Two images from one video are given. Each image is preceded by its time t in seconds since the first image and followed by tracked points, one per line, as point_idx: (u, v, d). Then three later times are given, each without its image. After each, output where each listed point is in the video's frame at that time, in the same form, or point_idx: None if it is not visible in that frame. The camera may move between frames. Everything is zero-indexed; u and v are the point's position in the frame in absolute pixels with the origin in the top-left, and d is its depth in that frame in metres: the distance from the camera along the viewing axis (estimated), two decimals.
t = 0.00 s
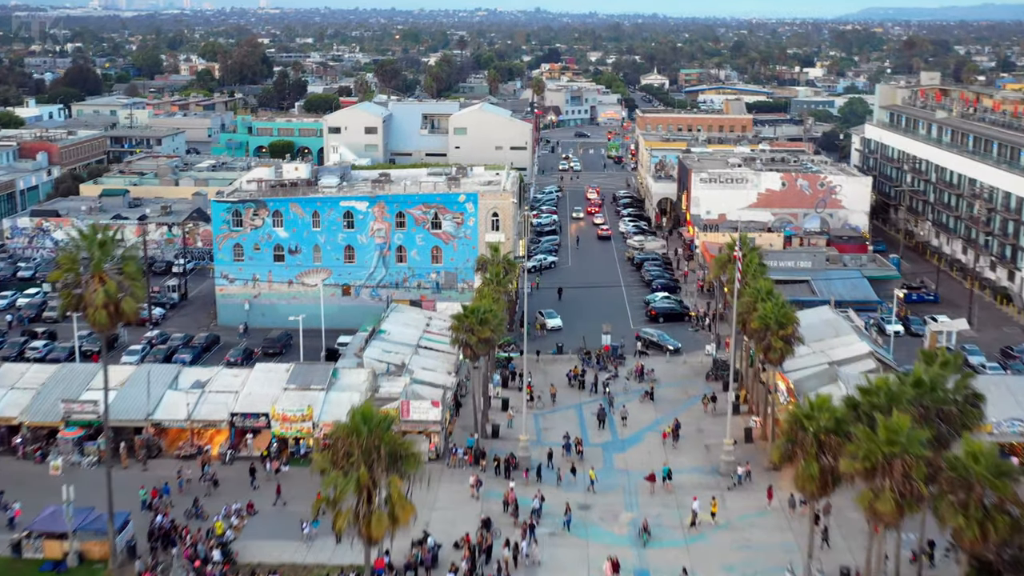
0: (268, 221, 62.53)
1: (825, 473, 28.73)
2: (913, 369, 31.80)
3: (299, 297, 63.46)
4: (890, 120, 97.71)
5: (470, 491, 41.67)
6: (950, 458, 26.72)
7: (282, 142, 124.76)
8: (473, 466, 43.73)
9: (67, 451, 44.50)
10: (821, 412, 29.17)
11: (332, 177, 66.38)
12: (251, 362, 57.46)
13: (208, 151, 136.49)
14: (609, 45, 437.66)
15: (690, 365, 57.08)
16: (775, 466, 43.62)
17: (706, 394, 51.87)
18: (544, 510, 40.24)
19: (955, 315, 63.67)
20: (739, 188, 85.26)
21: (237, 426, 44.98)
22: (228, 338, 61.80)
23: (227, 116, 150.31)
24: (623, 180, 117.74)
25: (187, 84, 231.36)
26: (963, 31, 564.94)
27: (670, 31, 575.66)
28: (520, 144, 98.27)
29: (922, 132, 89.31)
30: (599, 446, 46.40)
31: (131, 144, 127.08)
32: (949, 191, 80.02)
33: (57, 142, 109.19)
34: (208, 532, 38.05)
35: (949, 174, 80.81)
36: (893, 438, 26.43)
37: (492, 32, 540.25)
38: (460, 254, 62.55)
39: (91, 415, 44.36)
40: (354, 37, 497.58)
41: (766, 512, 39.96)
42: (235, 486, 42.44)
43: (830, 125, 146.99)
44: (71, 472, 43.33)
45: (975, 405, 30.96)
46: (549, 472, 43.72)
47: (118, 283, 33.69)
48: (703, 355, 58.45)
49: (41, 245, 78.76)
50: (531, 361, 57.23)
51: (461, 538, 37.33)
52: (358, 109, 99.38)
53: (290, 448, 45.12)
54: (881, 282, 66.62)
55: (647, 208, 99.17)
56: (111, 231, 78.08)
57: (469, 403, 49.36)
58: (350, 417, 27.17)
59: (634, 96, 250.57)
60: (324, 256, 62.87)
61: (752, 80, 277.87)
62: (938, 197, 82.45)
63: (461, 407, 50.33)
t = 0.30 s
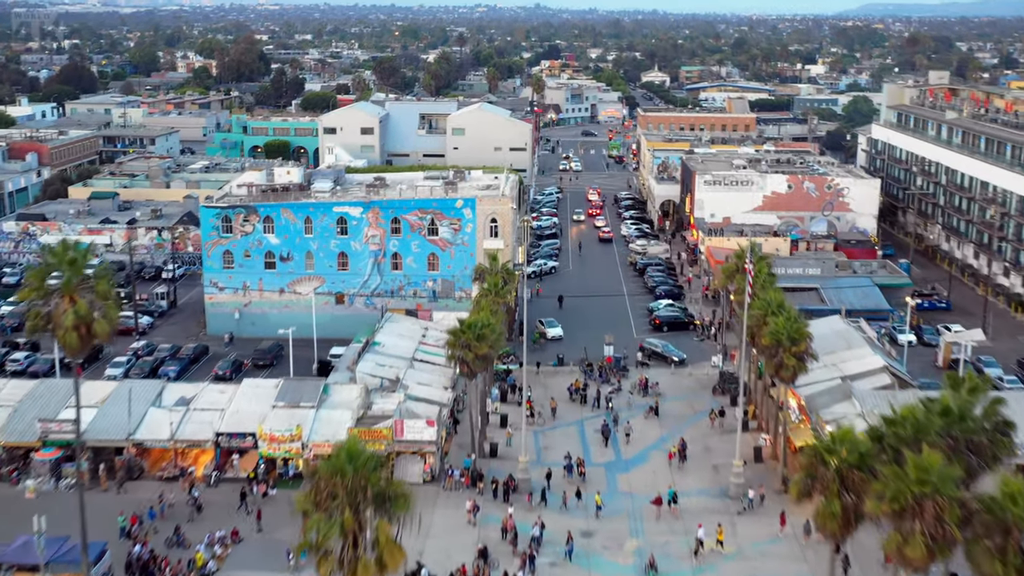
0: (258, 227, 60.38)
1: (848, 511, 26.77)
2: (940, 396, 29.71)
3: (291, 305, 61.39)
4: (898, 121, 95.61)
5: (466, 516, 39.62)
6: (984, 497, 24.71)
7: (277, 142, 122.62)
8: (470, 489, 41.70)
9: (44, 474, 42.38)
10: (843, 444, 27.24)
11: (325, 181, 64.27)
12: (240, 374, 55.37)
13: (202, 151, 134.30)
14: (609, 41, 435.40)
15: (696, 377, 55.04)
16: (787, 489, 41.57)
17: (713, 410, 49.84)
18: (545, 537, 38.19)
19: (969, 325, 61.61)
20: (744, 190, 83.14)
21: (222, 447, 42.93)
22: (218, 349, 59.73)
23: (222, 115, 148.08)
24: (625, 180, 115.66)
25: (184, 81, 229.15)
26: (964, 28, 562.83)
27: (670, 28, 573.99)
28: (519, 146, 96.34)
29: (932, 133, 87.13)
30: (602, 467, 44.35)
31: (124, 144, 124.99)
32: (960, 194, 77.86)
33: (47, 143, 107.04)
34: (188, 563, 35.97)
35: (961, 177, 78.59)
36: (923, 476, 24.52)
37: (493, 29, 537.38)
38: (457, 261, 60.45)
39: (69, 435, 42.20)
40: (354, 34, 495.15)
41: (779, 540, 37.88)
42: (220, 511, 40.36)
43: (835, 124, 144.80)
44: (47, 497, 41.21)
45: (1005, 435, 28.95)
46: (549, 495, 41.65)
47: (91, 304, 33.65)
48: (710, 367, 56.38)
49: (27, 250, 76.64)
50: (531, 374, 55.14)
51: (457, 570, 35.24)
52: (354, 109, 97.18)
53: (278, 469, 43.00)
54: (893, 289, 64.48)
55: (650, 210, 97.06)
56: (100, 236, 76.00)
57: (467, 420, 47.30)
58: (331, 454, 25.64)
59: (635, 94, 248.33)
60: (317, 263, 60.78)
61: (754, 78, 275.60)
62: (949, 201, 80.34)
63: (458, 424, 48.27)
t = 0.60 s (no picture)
0: (248, 234, 58.36)
1: (875, 556, 24.79)
2: (969, 428, 27.87)
3: (281, 314, 59.31)
4: (906, 121, 93.53)
5: (463, 545, 37.61)
6: None
7: (272, 142, 120.43)
8: (467, 515, 39.68)
9: (19, 498, 40.32)
10: (868, 483, 25.26)
11: (318, 186, 62.19)
12: (228, 388, 53.27)
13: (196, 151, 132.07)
14: (609, 38, 432.50)
15: (702, 391, 53.04)
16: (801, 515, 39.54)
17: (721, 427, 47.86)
18: (546, 567, 36.18)
19: (984, 335, 59.63)
20: (749, 193, 81.10)
21: (206, 469, 40.90)
22: (206, 360, 57.67)
23: (217, 114, 145.85)
24: (626, 181, 113.59)
25: (180, 78, 226.88)
26: (965, 24, 560.27)
27: (670, 24, 571.46)
28: (518, 147, 94.33)
29: (942, 135, 85.08)
30: (606, 489, 42.33)
31: (117, 144, 122.91)
32: (972, 198, 75.80)
33: (37, 143, 104.83)
34: None
35: (972, 180, 76.53)
36: (959, 521, 22.45)
37: (493, 25, 535.28)
38: (454, 269, 58.42)
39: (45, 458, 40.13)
40: (353, 30, 492.62)
41: (792, 571, 35.88)
42: (203, 538, 38.35)
43: (840, 123, 142.64)
44: (21, 524, 39.16)
45: None
46: (550, 521, 39.62)
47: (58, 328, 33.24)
48: (716, 380, 54.39)
49: (13, 255, 74.45)
50: (531, 387, 53.12)
51: None
52: (349, 109, 94.93)
53: (265, 493, 40.97)
54: (905, 298, 62.45)
55: (652, 213, 94.97)
56: (87, 241, 73.86)
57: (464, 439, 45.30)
58: (314, 498, 24.85)
59: (636, 92, 246.16)
60: (309, 271, 58.74)
61: (756, 75, 273.48)
62: (960, 204, 78.30)
63: (454, 443, 46.25)
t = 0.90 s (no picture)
0: (236, 243, 55.98)
1: None
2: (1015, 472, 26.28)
3: (271, 327, 56.91)
4: (916, 122, 91.16)
5: None
6: None
7: (267, 142, 117.99)
8: (464, 549, 37.32)
9: None
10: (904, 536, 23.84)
11: (310, 192, 59.83)
12: (214, 405, 50.86)
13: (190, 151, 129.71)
14: (609, 34, 430.01)
15: (710, 408, 50.68)
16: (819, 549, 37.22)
17: (730, 449, 45.49)
18: None
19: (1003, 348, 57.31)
20: (756, 197, 78.80)
21: (186, 499, 38.52)
22: (192, 376, 55.29)
23: (211, 112, 143.45)
24: (628, 183, 111.25)
25: (176, 76, 224.50)
26: (967, 20, 557.33)
27: (671, 20, 568.72)
28: (518, 148, 91.91)
29: (954, 137, 82.73)
30: (611, 519, 39.96)
31: (109, 144, 121.04)
32: (986, 202, 73.48)
33: (25, 144, 102.45)
34: None
35: (986, 184, 74.18)
36: None
37: (493, 22, 532.43)
38: (451, 280, 56.03)
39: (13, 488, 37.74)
40: (352, 26, 490.08)
41: None
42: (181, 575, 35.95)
43: (845, 123, 140.23)
44: None
45: None
46: (553, 555, 37.27)
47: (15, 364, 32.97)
48: (725, 397, 52.04)
49: None
50: (531, 405, 50.74)
51: None
52: (344, 110, 92.32)
53: (249, 524, 38.58)
54: (919, 308, 60.10)
55: (655, 216, 92.59)
56: (72, 247, 71.32)
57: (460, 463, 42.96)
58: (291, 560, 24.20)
59: (637, 89, 243.72)
60: (300, 282, 56.35)
61: (758, 72, 271.20)
62: (973, 209, 75.98)
63: (450, 467, 43.87)
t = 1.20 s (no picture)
0: (224, 251, 53.93)
1: None
2: None
3: (261, 338, 54.82)
4: (925, 123, 89.05)
5: None
6: None
7: (262, 143, 115.75)
8: None
9: None
10: None
11: (301, 198, 57.74)
12: (201, 422, 48.74)
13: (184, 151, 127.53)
14: (609, 30, 428.11)
15: (718, 425, 48.65)
16: None
17: (739, 469, 43.44)
18: None
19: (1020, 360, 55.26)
20: (761, 201, 76.79)
21: (166, 528, 36.48)
22: (178, 389, 53.20)
23: (206, 112, 141.52)
24: (630, 183, 109.21)
25: (173, 74, 222.51)
26: (968, 16, 554.99)
27: (671, 17, 566.67)
28: (517, 150, 89.77)
29: (965, 138, 80.58)
30: (615, 548, 37.93)
31: (101, 145, 119.26)
32: (999, 207, 71.38)
33: (14, 146, 100.53)
34: None
35: (999, 188, 72.06)
36: None
37: (493, 19, 530.55)
38: (447, 290, 53.97)
39: None
40: (351, 23, 488.24)
41: None
42: None
43: (850, 122, 138.17)
44: None
45: None
46: None
47: None
48: (732, 412, 50.02)
49: None
50: (531, 422, 48.72)
51: None
52: (339, 110, 89.94)
53: (233, 554, 36.52)
54: (933, 318, 58.04)
55: (658, 220, 90.45)
56: (58, 254, 69.24)
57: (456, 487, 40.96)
58: None
59: (638, 87, 241.61)
60: (290, 291, 54.29)
61: (760, 69, 269.10)
62: (985, 213, 73.87)
63: (446, 490, 41.82)
